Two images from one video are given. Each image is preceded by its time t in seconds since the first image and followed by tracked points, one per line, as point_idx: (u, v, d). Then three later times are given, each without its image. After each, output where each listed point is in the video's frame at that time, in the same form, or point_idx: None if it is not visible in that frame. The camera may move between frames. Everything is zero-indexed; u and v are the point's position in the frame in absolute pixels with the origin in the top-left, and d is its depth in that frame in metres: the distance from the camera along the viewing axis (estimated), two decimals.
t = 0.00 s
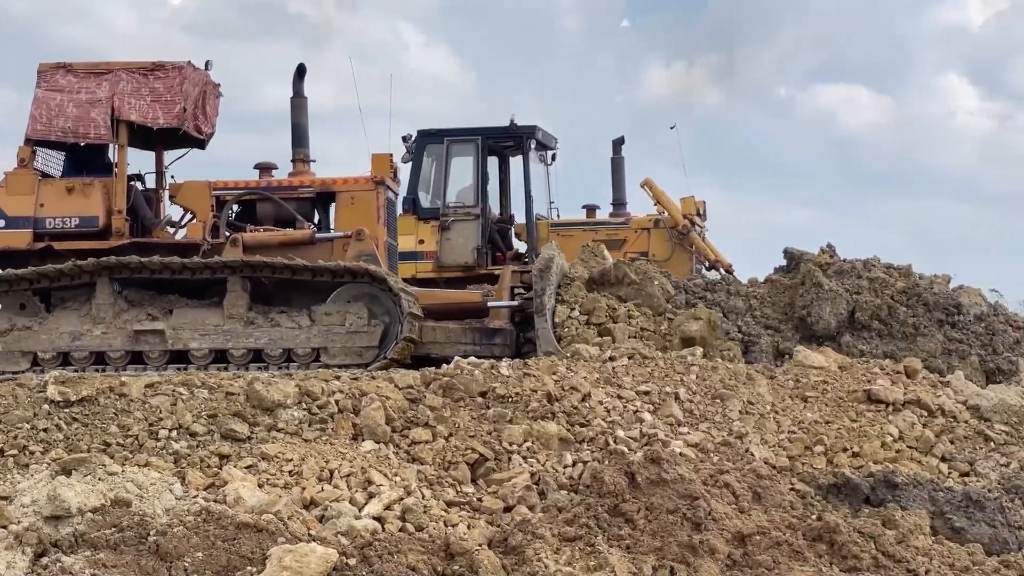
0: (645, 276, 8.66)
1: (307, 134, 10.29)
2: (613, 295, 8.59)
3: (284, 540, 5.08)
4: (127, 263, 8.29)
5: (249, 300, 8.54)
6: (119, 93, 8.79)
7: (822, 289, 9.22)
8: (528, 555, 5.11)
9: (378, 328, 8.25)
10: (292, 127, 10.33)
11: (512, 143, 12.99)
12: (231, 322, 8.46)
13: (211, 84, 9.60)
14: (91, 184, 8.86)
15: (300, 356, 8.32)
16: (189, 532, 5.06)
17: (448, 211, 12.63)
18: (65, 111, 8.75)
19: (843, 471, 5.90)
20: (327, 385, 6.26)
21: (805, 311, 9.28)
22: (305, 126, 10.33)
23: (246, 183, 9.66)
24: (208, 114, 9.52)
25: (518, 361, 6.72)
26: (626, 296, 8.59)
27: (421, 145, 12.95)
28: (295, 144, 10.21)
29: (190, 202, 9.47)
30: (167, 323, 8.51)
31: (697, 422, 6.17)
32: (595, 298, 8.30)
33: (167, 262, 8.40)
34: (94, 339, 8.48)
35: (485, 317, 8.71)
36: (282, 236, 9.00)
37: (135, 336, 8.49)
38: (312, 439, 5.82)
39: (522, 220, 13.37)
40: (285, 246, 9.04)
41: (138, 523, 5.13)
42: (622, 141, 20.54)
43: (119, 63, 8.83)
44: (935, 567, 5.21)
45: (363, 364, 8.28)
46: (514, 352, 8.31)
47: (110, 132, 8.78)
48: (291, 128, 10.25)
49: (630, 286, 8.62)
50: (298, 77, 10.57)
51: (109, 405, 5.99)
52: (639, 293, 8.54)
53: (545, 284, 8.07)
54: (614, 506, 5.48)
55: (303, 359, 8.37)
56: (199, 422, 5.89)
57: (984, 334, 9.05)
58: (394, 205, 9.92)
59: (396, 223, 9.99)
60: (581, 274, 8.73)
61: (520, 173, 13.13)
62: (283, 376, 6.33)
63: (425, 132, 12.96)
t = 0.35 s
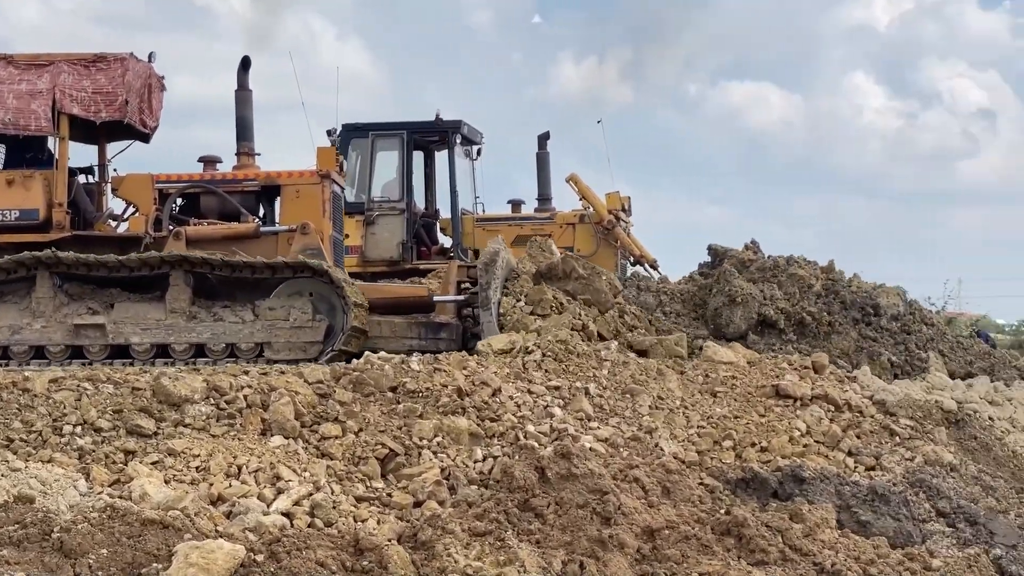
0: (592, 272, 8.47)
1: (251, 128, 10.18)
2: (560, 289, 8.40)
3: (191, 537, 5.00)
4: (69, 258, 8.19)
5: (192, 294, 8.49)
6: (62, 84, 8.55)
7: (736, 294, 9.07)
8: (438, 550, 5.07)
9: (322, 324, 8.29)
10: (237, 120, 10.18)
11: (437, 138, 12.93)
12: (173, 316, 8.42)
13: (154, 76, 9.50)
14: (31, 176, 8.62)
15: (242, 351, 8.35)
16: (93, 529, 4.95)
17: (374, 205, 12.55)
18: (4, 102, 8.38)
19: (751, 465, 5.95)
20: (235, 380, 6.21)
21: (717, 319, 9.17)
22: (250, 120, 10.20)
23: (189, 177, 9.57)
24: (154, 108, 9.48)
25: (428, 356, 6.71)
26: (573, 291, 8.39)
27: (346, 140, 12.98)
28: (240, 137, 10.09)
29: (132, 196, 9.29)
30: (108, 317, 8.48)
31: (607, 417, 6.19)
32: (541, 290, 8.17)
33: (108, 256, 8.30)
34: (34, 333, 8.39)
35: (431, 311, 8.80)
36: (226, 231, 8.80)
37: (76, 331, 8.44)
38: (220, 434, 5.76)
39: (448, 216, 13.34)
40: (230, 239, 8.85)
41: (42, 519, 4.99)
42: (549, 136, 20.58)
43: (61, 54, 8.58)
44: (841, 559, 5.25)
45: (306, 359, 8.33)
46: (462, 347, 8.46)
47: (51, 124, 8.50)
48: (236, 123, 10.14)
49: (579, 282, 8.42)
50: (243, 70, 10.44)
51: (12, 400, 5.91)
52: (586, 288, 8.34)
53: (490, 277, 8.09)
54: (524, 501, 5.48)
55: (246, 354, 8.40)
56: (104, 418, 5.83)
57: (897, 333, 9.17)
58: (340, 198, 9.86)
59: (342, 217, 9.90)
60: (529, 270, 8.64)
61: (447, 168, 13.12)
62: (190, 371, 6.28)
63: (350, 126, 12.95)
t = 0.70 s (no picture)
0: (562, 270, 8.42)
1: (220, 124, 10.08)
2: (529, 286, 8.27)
3: (115, 535, 4.92)
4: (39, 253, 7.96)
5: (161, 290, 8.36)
6: (29, 78, 8.38)
7: (665, 303, 9.02)
8: (364, 547, 5.03)
9: (294, 321, 8.27)
10: (206, 115, 10.08)
11: (379, 135, 12.95)
12: (142, 312, 8.27)
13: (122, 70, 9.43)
14: None
15: (213, 348, 8.26)
16: (15, 527, 4.84)
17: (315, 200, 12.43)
18: None
19: (678, 462, 5.97)
20: (160, 377, 6.17)
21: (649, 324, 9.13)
22: (219, 116, 10.11)
23: (159, 170, 9.39)
24: (122, 103, 9.43)
25: (356, 353, 6.70)
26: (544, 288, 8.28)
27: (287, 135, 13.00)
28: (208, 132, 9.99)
29: (99, 189, 9.18)
30: (76, 312, 8.26)
31: (535, 414, 6.21)
32: (507, 284, 7.98)
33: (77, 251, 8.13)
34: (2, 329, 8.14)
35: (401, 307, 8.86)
36: (194, 226, 8.84)
37: (44, 327, 8.22)
38: (145, 431, 5.71)
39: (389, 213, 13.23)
40: (197, 235, 8.90)
41: None
42: (491, 134, 20.57)
43: (29, 47, 8.43)
44: (767, 555, 5.26)
45: (275, 356, 8.31)
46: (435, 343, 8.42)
47: (19, 118, 8.34)
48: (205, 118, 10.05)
49: (548, 279, 8.32)
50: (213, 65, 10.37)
51: None
52: (555, 285, 8.23)
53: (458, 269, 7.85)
54: (451, 498, 5.47)
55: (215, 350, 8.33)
56: (28, 414, 5.77)
57: (830, 334, 9.24)
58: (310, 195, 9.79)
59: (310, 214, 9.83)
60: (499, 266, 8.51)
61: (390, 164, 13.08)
62: (115, 368, 6.23)
63: (290, 122, 12.98)
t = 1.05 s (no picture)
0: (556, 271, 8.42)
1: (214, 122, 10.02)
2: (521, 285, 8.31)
3: (60, 534, 4.85)
4: (30, 253, 8.00)
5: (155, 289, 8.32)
6: (23, 75, 8.32)
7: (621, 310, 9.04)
8: (311, 546, 5.01)
9: (290, 322, 8.29)
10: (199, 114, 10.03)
11: (342, 133, 12.91)
12: (136, 312, 8.27)
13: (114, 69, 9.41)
14: None
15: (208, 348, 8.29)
16: None
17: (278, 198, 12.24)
18: None
19: (625, 462, 5.99)
20: (107, 376, 6.13)
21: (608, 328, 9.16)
22: (213, 114, 10.03)
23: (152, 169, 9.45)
24: (112, 100, 9.42)
25: (304, 352, 6.68)
26: (536, 288, 8.28)
27: (249, 134, 12.92)
28: (201, 132, 9.96)
29: (93, 188, 9.24)
30: (71, 311, 8.31)
31: (483, 414, 6.23)
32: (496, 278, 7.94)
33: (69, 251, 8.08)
34: None
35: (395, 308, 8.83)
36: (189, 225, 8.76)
37: (38, 325, 8.29)
38: (90, 430, 5.67)
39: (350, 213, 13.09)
40: (192, 234, 8.81)
41: None
42: (451, 133, 20.57)
43: (22, 43, 8.33)
44: (713, 555, 5.27)
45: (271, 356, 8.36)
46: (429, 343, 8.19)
47: (13, 115, 8.30)
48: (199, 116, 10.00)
49: (542, 279, 8.34)
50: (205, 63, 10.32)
51: None
52: (547, 286, 8.24)
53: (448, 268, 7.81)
54: (398, 498, 5.47)
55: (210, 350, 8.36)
56: None
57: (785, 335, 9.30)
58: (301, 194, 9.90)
59: (302, 214, 9.94)
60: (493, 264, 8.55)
61: (352, 163, 13.04)
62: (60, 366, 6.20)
63: (252, 121, 12.91)
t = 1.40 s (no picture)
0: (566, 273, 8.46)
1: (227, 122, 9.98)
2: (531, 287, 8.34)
3: (25, 535, 4.84)
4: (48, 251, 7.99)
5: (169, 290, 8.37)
6: (36, 75, 8.30)
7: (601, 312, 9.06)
8: (278, 547, 5.01)
9: (304, 323, 8.28)
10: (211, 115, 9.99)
11: (324, 134, 12.85)
12: (150, 313, 8.29)
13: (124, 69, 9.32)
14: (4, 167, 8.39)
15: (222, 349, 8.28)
16: None
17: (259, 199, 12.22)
18: None
19: (592, 464, 6.00)
20: (73, 376, 6.12)
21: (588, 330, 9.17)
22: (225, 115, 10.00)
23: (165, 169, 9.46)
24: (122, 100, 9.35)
25: (271, 353, 6.69)
26: (545, 291, 8.32)
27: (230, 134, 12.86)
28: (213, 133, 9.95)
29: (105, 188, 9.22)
30: (84, 312, 8.29)
31: (449, 415, 6.25)
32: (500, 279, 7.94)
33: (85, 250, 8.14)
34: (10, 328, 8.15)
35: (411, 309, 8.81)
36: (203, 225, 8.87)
37: (52, 325, 8.23)
38: (56, 431, 5.67)
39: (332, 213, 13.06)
40: (206, 234, 8.91)
41: None
42: (434, 134, 20.59)
43: (35, 44, 8.33)
44: (680, 557, 5.27)
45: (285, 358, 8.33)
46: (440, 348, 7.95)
47: (25, 115, 8.29)
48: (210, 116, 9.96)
49: (551, 282, 8.39)
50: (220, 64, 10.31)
51: None
52: (557, 289, 8.29)
53: (449, 271, 7.78)
54: (365, 499, 5.47)
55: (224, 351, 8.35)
56: None
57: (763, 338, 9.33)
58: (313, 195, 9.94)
59: (313, 214, 9.98)
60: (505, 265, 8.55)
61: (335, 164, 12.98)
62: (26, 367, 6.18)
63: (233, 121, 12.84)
